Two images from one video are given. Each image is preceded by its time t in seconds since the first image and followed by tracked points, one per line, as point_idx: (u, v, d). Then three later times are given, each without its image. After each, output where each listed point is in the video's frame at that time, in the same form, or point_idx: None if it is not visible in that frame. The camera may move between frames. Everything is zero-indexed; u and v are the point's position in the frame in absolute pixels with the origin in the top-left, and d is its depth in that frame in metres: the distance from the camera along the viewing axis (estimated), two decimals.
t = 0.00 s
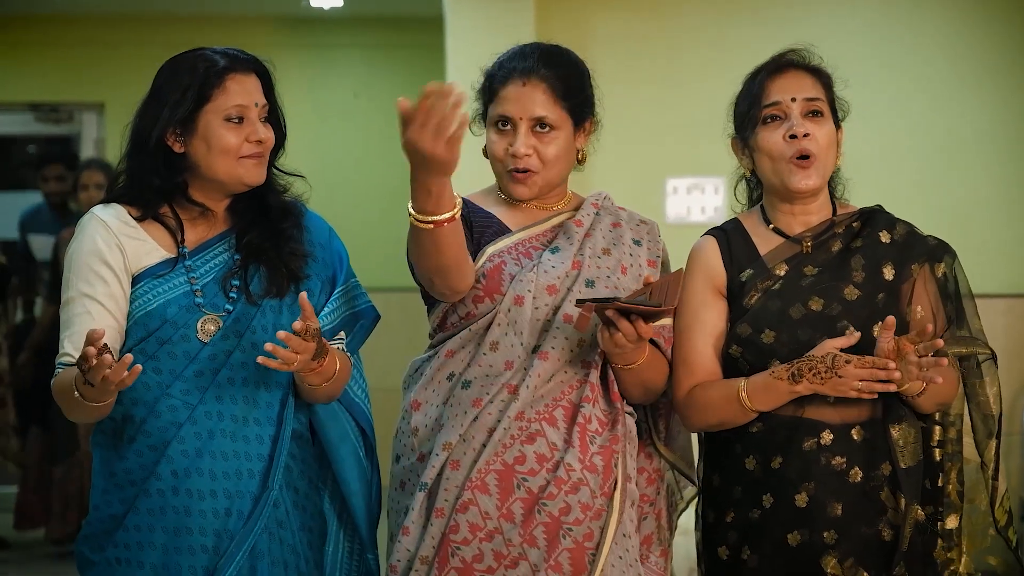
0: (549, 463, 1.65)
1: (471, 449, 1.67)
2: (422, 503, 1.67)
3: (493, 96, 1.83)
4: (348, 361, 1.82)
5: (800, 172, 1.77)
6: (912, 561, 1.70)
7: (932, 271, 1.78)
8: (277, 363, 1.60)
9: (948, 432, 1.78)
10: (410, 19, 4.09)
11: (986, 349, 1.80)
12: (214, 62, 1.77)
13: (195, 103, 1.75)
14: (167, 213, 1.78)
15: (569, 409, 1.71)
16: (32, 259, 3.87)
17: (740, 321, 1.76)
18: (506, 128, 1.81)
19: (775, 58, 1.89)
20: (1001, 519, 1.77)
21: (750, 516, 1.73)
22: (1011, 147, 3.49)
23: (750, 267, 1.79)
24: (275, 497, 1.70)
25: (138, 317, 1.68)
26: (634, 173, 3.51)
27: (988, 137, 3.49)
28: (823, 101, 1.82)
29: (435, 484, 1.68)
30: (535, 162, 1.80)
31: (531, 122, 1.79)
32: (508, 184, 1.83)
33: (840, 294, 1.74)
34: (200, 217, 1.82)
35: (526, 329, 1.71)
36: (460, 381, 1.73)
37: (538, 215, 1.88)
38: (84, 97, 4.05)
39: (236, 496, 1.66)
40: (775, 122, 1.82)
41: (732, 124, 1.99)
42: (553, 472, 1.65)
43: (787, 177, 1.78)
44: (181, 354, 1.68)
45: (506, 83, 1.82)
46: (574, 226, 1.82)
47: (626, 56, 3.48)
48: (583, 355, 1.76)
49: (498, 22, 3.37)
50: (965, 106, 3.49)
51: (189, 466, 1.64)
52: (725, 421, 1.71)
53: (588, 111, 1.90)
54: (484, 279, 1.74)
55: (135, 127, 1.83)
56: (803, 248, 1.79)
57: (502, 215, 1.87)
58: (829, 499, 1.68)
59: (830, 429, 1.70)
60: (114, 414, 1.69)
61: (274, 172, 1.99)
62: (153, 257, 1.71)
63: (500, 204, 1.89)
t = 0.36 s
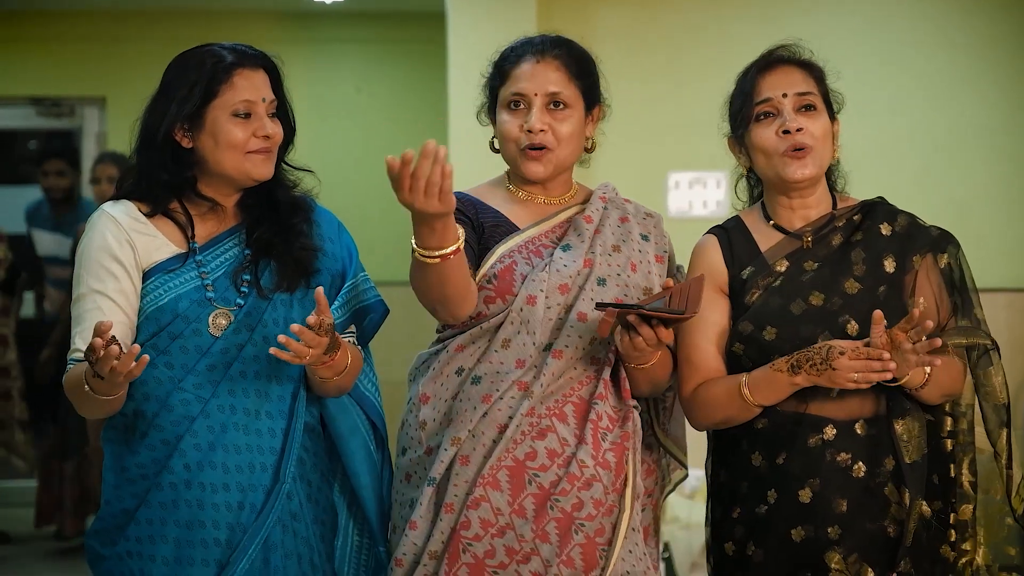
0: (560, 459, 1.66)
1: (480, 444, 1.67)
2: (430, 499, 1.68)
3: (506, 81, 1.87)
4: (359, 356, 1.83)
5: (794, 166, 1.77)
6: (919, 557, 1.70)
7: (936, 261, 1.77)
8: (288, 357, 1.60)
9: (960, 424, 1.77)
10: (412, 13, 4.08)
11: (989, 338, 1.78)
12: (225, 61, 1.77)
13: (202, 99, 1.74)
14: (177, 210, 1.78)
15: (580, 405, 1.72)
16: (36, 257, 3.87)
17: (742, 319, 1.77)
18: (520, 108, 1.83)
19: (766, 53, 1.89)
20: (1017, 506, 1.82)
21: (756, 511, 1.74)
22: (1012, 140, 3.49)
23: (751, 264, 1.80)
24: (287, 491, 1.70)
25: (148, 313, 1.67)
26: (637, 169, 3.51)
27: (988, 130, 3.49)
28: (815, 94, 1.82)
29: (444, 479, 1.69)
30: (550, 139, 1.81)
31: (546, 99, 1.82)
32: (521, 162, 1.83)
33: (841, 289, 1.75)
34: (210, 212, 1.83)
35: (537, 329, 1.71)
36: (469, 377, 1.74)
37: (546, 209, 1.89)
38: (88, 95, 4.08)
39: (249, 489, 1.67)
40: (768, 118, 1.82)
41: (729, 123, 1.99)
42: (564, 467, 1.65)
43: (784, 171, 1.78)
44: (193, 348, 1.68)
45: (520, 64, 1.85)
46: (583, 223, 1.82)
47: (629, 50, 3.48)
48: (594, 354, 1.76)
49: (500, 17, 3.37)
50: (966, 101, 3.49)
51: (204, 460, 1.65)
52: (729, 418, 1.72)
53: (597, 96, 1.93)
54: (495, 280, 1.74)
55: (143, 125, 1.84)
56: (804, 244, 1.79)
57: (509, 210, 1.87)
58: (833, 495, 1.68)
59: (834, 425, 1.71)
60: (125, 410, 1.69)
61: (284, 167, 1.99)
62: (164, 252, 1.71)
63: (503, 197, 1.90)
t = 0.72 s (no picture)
0: (553, 457, 1.66)
1: (475, 440, 1.68)
2: (424, 493, 1.69)
3: (507, 77, 1.87)
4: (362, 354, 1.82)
5: (810, 161, 1.77)
6: (922, 553, 1.70)
7: (943, 264, 1.78)
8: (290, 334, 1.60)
9: (959, 426, 1.78)
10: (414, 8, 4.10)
11: (993, 338, 1.80)
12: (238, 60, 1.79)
13: (196, 81, 1.79)
14: (177, 197, 1.81)
15: (574, 401, 1.72)
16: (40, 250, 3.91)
17: (750, 307, 1.77)
18: (522, 102, 1.83)
19: (796, 45, 1.88)
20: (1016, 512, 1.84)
21: (758, 503, 1.73)
22: (1013, 136, 3.49)
23: (762, 253, 1.79)
24: (286, 484, 1.71)
25: (150, 301, 1.69)
26: (637, 163, 3.51)
27: (988, 125, 3.49)
28: (841, 92, 1.82)
29: (439, 473, 1.70)
30: (551, 132, 1.81)
31: (547, 92, 1.82)
32: (523, 155, 1.83)
33: (851, 283, 1.75)
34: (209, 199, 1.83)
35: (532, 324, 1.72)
36: (467, 372, 1.75)
37: (550, 205, 1.89)
38: (91, 92, 4.14)
39: (247, 482, 1.67)
40: (789, 110, 1.82)
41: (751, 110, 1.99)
42: (557, 464, 1.65)
43: (799, 166, 1.78)
44: (193, 338, 1.69)
45: (521, 58, 1.86)
46: (583, 219, 1.82)
47: (629, 44, 3.47)
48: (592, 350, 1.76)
49: (498, 13, 3.36)
50: (968, 96, 3.48)
51: (203, 451, 1.65)
52: (733, 404, 1.71)
53: (600, 88, 1.93)
54: (491, 277, 1.75)
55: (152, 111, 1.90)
56: (816, 237, 1.79)
57: (512, 207, 1.87)
58: (836, 488, 1.68)
59: (839, 417, 1.71)
60: (126, 401, 1.69)
61: (297, 173, 2.00)
62: (167, 242, 1.73)
63: (507, 196, 1.90)
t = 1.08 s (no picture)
0: (558, 455, 1.66)
1: (479, 440, 1.67)
2: (429, 494, 1.69)
3: (507, 73, 1.87)
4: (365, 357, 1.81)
5: (825, 160, 1.77)
6: (926, 552, 1.71)
7: (949, 270, 1.79)
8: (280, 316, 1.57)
9: (959, 429, 1.78)
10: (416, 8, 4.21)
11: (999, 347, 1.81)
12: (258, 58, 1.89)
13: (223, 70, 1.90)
14: (194, 185, 1.85)
15: (578, 400, 1.71)
16: (43, 249, 3.84)
17: (762, 303, 1.76)
18: (523, 97, 1.83)
19: (814, 45, 1.88)
20: (1006, 519, 1.84)
21: (762, 500, 1.73)
22: (1013, 134, 3.48)
23: (774, 250, 1.79)
24: (284, 482, 1.70)
25: (156, 290, 1.71)
26: (637, 161, 3.51)
27: (988, 124, 3.48)
28: (857, 92, 1.81)
29: (443, 474, 1.70)
30: (553, 126, 1.81)
31: (548, 87, 1.82)
32: (524, 150, 1.83)
33: (863, 282, 1.74)
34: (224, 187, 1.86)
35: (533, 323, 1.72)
36: (471, 373, 1.75)
37: (551, 204, 1.88)
38: (94, 90, 4.31)
39: (245, 478, 1.66)
40: (805, 108, 1.82)
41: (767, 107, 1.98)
42: (561, 464, 1.65)
43: (814, 164, 1.78)
44: (196, 331, 1.70)
45: (522, 54, 1.86)
46: (583, 217, 1.82)
47: (630, 44, 3.47)
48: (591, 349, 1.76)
49: (499, 11, 3.35)
50: (969, 96, 3.48)
51: (201, 446, 1.65)
52: (743, 399, 1.71)
53: (599, 85, 1.92)
54: (492, 279, 1.76)
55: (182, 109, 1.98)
56: (828, 236, 1.79)
57: (510, 208, 1.87)
58: (843, 485, 1.68)
59: (847, 415, 1.71)
60: (130, 394, 1.71)
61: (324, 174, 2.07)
62: (176, 231, 1.75)
63: (508, 194, 1.90)
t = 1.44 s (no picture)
0: (552, 459, 1.65)
1: (474, 444, 1.68)
2: (424, 497, 1.69)
3: (509, 67, 1.90)
4: (375, 352, 1.79)
5: (821, 161, 1.77)
6: (927, 551, 1.70)
7: (949, 269, 1.78)
8: (283, 306, 1.56)
9: (958, 428, 1.78)
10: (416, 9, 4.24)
11: (999, 347, 1.80)
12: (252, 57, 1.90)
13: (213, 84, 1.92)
14: (200, 190, 1.86)
15: (573, 403, 1.71)
16: (44, 251, 3.85)
17: (762, 303, 1.75)
18: (527, 90, 1.86)
19: (814, 47, 1.88)
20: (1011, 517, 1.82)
21: (765, 502, 1.73)
22: (1013, 135, 3.48)
23: (773, 250, 1.79)
24: (293, 480, 1.69)
25: (165, 294, 1.72)
26: (640, 161, 3.50)
27: (988, 124, 3.48)
28: (856, 93, 1.81)
29: (438, 478, 1.70)
30: (557, 117, 1.83)
31: (551, 79, 1.85)
32: (529, 141, 1.84)
33: (862, 282, 1.73)
34: (227, 193, 1.87)
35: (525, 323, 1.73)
36: (464, 377, 1.74)
37: (543, 203, 1.91)
38: (94, 91, 4.32)
39: (253, 477, 1.66)
40: (804, 109, 1.82)
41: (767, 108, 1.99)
42: (557, 467, 1.65)
43: (811, 165, 1.78)
44: (205, 332, 1.70)
45: (522, 50, 1.90)
46: (574, 218, 1.81)
47: (630, 45, 3.47)
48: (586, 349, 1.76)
49: (498, 10, 3.35)
50: (969, 97, 3.47)
51: (210, 445, 1.64)
52: (745, 401, 1.70)
53: (595, 84, 1.97)
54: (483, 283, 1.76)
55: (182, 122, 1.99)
56: (826, 236, 1.79)
57: (501, 209, 1.88)
58: (844, 486, 1.68)
59: (848, 416, 1.70)
60: (140, 396, 1.72)
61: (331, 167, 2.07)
62: (185, 235, 1.76)
63: (505, 193, 1.93)
